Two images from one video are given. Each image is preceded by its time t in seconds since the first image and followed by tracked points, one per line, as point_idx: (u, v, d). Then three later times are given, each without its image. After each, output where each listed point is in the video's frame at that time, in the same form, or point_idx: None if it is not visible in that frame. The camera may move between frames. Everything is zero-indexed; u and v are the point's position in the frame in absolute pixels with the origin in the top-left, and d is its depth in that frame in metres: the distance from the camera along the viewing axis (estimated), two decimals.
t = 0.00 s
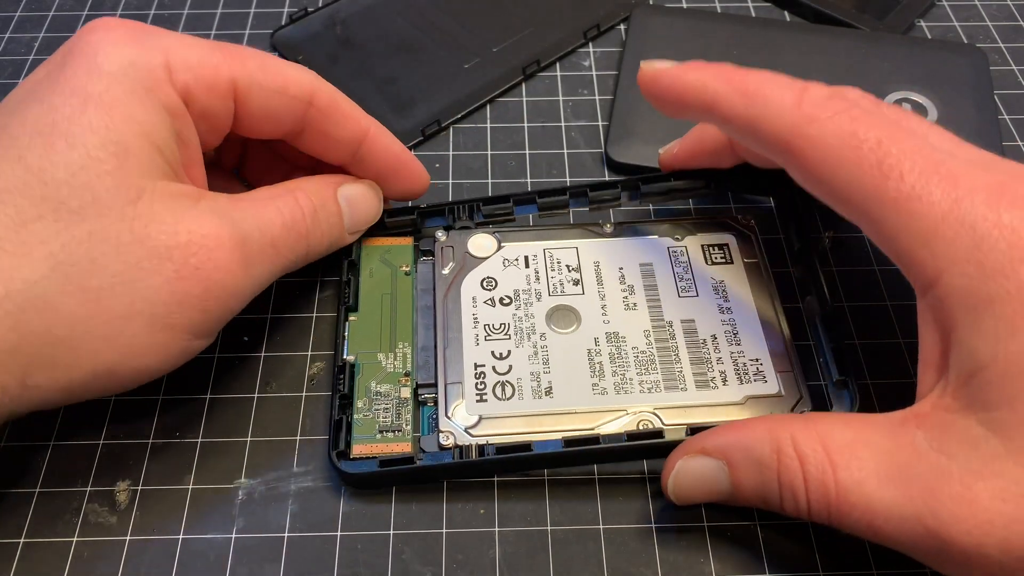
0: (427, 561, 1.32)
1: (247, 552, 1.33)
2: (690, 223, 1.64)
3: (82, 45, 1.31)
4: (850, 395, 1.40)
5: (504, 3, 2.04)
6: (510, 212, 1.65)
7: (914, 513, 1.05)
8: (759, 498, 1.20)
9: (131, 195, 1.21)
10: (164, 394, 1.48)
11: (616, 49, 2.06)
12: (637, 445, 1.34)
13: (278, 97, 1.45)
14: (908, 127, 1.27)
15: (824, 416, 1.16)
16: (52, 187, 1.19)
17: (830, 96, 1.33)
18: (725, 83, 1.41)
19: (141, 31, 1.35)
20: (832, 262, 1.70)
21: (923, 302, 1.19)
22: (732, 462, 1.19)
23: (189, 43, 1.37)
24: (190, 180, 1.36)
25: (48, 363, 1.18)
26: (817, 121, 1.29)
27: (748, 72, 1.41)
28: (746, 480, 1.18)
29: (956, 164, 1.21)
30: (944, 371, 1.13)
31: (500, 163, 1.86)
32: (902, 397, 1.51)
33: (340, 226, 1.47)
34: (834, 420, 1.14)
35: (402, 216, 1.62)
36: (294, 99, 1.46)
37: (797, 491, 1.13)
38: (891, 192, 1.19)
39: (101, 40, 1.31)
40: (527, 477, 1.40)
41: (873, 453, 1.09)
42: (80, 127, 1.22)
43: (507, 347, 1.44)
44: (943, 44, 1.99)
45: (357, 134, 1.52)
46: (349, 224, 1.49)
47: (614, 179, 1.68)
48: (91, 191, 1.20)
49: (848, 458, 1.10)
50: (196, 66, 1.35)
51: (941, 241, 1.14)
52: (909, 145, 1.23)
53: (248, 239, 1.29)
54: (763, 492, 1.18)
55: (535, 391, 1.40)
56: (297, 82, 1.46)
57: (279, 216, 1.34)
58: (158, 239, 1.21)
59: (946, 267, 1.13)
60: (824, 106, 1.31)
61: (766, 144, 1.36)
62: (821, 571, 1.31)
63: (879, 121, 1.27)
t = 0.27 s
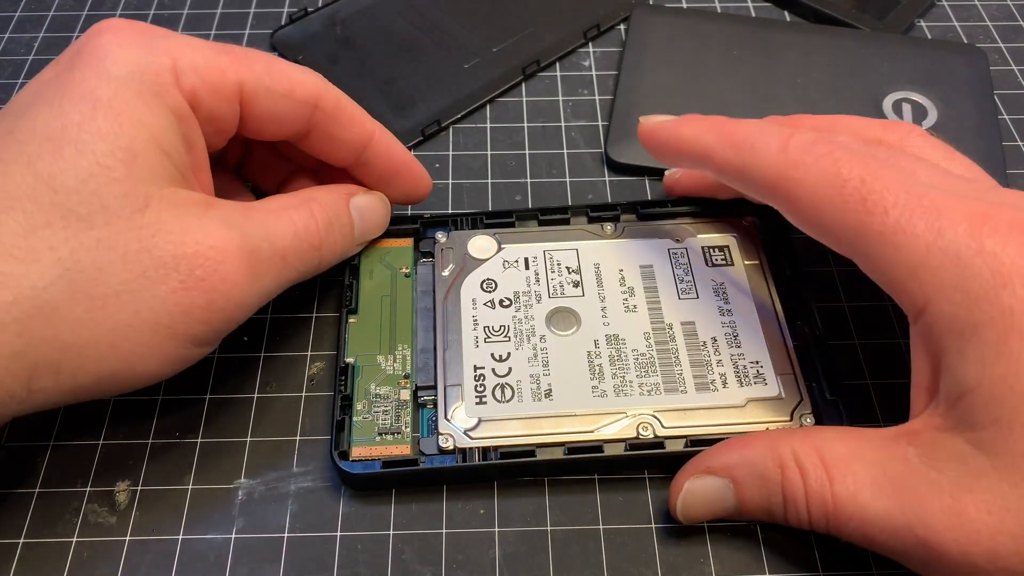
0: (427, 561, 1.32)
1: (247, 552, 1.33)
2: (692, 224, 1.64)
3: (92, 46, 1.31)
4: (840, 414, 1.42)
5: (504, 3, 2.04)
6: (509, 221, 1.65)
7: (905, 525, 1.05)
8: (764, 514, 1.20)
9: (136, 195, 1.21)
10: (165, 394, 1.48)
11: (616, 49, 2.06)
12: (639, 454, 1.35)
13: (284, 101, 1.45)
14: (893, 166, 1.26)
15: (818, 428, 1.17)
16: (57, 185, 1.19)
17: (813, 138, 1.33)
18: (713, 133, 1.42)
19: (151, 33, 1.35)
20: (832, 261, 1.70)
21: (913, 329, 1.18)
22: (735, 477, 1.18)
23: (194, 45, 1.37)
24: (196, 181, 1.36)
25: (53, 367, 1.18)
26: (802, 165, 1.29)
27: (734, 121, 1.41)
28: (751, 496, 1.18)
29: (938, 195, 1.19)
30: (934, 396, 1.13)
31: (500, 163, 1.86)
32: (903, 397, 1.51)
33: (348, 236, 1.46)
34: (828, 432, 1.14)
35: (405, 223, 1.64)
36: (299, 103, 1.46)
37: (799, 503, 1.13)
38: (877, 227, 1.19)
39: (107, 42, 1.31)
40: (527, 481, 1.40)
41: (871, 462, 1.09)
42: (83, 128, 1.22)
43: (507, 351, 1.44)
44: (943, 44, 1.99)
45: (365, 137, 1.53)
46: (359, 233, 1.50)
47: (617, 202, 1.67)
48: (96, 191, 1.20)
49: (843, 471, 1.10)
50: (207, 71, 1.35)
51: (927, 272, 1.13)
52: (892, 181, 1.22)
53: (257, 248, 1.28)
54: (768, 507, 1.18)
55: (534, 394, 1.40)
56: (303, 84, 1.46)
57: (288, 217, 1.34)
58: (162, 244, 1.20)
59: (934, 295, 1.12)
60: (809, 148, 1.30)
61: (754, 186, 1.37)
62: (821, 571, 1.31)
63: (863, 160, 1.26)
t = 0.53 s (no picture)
0: (427, 561, 1.32)
1: (246, 552, 1.33)
2: (692, 230, 1.64)
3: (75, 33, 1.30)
4: (850, 406, 1.39)
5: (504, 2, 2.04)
6: (509, 218, 1.64)
7: (916, 528, 1.05)
8: (760, 509, 1.19)
9: (131, 178, 1.21)
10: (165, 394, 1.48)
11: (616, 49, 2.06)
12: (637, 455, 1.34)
13: (272, 77, 1.44)
14: (913, 144, 1.27)
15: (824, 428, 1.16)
16: (56, 176, 1.19)
17: (830, 109, 1.33)
18: (728, 101, 1.41)
19: (135, 13, 1.34)
20: (832, 262, 1.70)
21: (926, 315, 1.18)
22: (730, 470, 1.18)
23: (180, 24, 1.36)
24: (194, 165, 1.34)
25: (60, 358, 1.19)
26: (821, 138, 1.29)
27: (745, 85, 1.41)
28: (746, 489, 1.18)
29: (959, 178, 1.21)
30: (947, 386, 1.13)
31: (500, 163, 1.86)
32: (903, 397, 1.51)
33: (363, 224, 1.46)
34: (831, 433, 1.14)
35: (400, 222, 1.62)
36: (287, 79, 1.45)
37: (796, 504, 1.13)
38: (897, 207, 1.19)
39: (94, 24, 1.30)
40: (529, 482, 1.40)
41: (874, 467, 1.09)
42: (76, 114, 1.22)
43: (506, 357, 1.44)
44: (943, 44, 1.99)
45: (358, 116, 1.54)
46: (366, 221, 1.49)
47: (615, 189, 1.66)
48: (92, 178, 1.20)
49: (849, 471, 1.10)
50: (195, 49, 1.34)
51: (948, 257, 1.13)
52: (914, 161, 1.23)
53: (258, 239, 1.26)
54: (763, 502, 1.18)
55: (532, 400, 1.40)
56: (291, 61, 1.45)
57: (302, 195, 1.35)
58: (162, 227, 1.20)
59: (951, 282, 1.12)
60: (828, 121, 1.30)
61: (768, 159, 1.36)
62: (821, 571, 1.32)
63: (883, 136, 1.27)
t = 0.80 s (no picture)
0: (427, 561, 1.32)
1: (247, 552, 1.33)
2: (692, 228, 1.64)
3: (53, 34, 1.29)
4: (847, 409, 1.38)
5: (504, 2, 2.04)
6: (508, 215, 1.64)
7: (911, 531, 1.05)
8: (759, 509, 1.19)
9: (117, 177, 1.21)
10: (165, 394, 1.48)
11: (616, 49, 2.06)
12: (636, 455, 1.34)
13: (257, 70, 1.45)
14: (906, 163, 1.26)
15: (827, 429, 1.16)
16: (40, 177, 1.19)
17: (824, 126, 1.34)
18: (725, 117, 1.43)
19: (115, 12, 1.34)
20: (831, 262, 1.70)
21: (919, 330, 1.18)
22: (733, 469, 1.17)
23: (161, 19, 1.35)
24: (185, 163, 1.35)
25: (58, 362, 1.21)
26: (814, 153, 1.30)
27: (742, 102, 1.43)
28: (748, 489, 1.17)
29: (952, 193, 1.20)
30: (944, 400, 1.12)
31: (500, 163, 1.86)
32: (902, 398, 1.51)
33: (357, 220, 1.45)
34: (833, 434, 1.14)
35: (398, 217, 1.62)
36: (273, 72, 1.46)
37: (796, 502, 1.13)
38: (889, 220, 1.19)
39: (73, 22, 1.29)
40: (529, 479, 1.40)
41: (876, 468, 1.09)
42: (59, 114, 1.21)
43: (506, 354, 1.44)
44: (942, 44, 2.00)
45: (347, 105, 1.53)
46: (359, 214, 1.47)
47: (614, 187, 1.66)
48: (77, 179, 1.20)
49: (847, 472, 1.10)
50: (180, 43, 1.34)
51: (939, 272, 1.13)
52: (909, 177, 1.23)
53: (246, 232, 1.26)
54: (763, 503, 1.17)
55: (531, 397, 1.40)
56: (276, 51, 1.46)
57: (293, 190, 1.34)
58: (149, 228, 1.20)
59: (942, 296, 1.12)
60: (820, 137, 1.31)
61: (762, 173, 1.38)
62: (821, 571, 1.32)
63: (874, 152, 1.27)
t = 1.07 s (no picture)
0: (427, 561, 1.32)
1: (246, 552, 1.33)
2: (694, 235, 1.64)
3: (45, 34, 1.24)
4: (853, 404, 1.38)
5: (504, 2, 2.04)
6: (511, 217, 1.64)
7: (922, 540, 1.05)
8: (757, 508, 1.18)
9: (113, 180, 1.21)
10: (164, 394, 1.48)
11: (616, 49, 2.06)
12: (633, 451, 1.34)
13: (257, 68, 1.42)
14: (912, 161, 1.27)
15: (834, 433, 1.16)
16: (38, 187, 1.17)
17: (830, 125, 1.34)
18: (734, 120, 1.43)
19: (111, 19, 1.28)
20: (831, 262, 1.70)
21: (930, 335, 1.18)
22: (732, 467, 1.16)
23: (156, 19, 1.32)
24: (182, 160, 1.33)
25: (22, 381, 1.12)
26: (822, 154, 1.30)
27: (745, 104, 1.44)
28: (747, 486, 1.16)
29: (960, 194, 1.21)
30: (954, 406, 1.12)
31: (500, 163, 1.86)
32: (904, 399, 1.51)
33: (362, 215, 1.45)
34: (840, 437, 1.13)
35: (403, 223, 1.62)
36: (273, 68, 1.43)
37: (796, 503, 1.12)
38: (896, 223, 1.20)
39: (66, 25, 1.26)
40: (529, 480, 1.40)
41: (881, 473, 1.09)
42: (40, 117, 1.15)
43: (507, 360, 1.44)
44: (942, 44, 2.00)
45: (344, 102, 1.53)
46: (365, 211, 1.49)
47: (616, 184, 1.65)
48: (44, 186, 1.11)
49: (854, 478, 1.09)
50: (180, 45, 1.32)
51: (953, 274, 1.13)
52: (918, 179, 1.23)
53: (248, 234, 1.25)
54: (762, 501, 1.16)
55: (531, 403, 1.40)
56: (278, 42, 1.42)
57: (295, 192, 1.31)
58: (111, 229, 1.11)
59: (958, 298, 1.12)
60: (827, 137, 1.32)
61: (772, 176, 1.37)
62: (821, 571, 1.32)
63: (880, 151, 1.28)
